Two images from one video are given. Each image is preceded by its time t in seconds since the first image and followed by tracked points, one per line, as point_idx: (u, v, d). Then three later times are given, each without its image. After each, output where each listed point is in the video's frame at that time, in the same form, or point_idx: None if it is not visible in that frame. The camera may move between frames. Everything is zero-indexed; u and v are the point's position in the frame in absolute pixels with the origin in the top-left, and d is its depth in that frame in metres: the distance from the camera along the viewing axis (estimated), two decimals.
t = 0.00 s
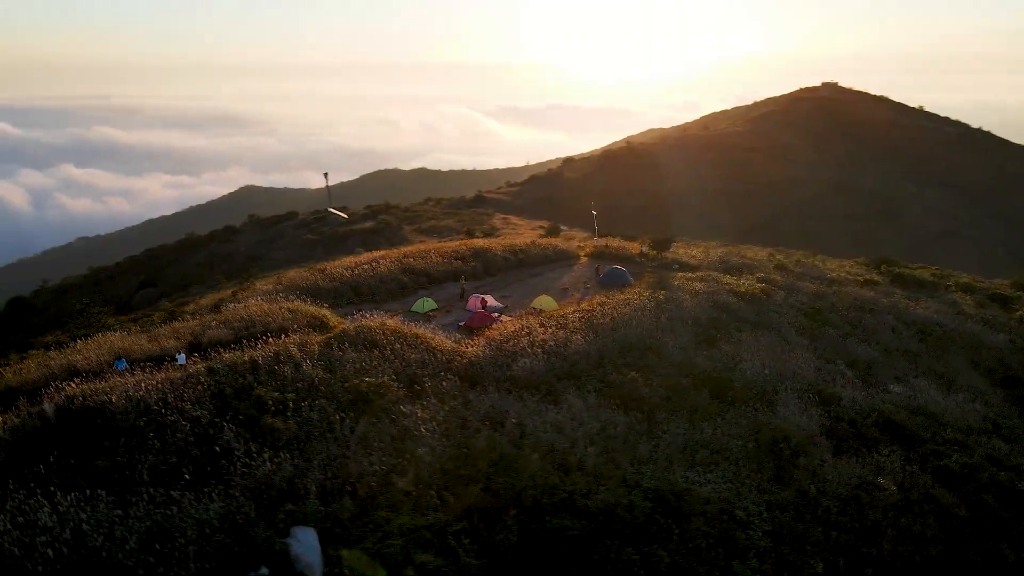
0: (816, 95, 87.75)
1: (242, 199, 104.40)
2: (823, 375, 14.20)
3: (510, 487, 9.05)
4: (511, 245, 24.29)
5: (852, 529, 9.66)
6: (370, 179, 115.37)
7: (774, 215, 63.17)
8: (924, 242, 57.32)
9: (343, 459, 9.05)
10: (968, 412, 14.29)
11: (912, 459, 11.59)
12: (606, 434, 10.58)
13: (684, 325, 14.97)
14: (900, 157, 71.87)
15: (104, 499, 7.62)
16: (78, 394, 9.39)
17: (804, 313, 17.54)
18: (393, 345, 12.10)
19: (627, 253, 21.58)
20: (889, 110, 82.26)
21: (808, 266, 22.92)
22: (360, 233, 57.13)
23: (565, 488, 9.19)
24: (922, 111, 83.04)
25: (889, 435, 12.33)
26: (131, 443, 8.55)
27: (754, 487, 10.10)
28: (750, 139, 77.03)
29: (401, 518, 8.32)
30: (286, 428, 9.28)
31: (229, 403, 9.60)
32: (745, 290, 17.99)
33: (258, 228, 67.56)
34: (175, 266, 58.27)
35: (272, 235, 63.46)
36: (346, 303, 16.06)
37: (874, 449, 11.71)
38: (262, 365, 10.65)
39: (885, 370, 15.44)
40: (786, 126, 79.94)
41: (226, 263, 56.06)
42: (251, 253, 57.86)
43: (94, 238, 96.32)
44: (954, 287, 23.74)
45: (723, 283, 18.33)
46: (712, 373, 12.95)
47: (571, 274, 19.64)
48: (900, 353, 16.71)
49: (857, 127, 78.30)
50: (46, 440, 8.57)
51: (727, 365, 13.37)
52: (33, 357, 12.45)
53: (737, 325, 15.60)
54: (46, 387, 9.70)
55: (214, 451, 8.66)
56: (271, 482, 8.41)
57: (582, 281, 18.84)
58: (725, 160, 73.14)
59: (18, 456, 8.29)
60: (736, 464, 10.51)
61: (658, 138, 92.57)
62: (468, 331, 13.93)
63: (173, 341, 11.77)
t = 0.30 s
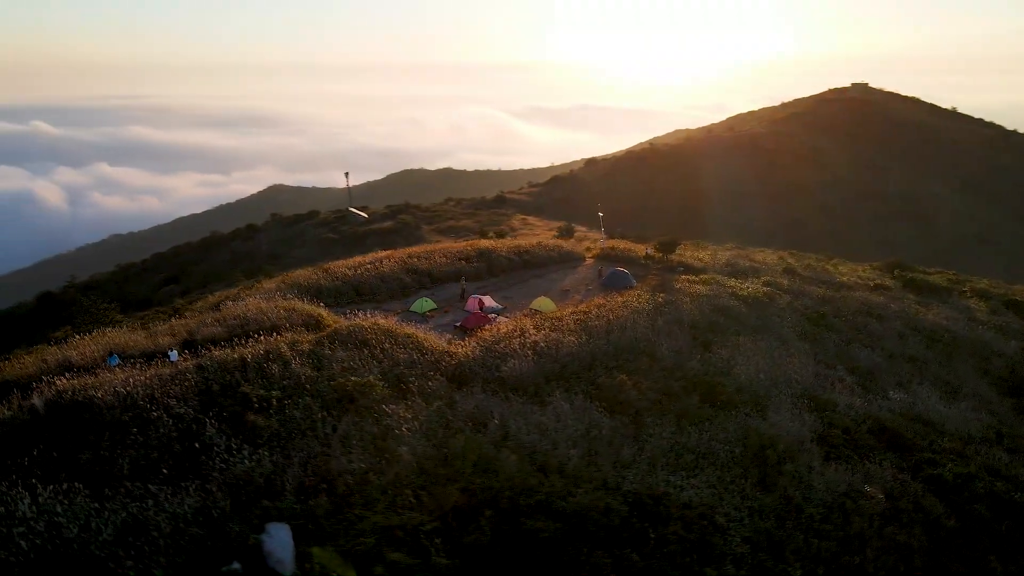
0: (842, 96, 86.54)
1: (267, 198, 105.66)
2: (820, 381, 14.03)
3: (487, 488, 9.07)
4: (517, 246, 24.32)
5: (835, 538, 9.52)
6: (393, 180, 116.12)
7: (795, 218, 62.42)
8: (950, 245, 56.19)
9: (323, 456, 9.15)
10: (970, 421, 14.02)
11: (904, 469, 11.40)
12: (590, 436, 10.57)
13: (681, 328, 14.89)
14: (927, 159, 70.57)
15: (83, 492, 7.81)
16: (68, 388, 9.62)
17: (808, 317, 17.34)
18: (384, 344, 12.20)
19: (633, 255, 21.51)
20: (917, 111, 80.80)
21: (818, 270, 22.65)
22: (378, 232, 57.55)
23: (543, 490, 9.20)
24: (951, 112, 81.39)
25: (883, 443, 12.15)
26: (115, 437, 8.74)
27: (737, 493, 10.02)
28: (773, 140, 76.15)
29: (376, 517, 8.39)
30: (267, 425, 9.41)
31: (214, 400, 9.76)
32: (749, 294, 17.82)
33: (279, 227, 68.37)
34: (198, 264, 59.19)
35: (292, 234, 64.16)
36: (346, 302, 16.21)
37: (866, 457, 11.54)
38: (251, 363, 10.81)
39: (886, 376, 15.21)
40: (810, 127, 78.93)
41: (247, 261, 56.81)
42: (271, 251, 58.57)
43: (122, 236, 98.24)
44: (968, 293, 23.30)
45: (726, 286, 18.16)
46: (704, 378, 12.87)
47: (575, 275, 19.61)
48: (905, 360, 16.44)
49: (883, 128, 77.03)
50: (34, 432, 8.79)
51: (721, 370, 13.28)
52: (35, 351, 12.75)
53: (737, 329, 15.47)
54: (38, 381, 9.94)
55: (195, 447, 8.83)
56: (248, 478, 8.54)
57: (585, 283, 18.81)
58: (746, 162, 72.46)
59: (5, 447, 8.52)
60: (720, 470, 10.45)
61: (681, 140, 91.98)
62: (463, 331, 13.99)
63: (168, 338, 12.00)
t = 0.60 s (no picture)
0: (869, 97, 85.20)
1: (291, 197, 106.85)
2: (818, 387, 13.85)
3: (464, 488, 9.11)
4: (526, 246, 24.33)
5: (819, 545, 9.37)
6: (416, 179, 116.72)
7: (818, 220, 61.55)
8: (978, 248, 54.92)
9: (303, 453, 9.27)
10: (973, 430, 13.72)
11: (896, 478, 11.22)
12: (574, 438, 10.56)
13: (678, 331, 14.78)
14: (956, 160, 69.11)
15: (63, 485, 8.03)
16: (60, 383, 9.87)
17: (812, 321, 17.10)
18: (375, 343, 12.32)
19: (638, 257, 21.39)
20: (946, 112, 79.17)
21: (828, 274, 22.34)
22: (397, 232, 57.90)
23: (521, 491, 9.22)
24: (982, 112, 79.57)
25: (877, 451, 11.95)
26: (100, 431, 8.96)
27: (720, 499, 9.94)
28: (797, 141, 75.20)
29: (350, 514, 8.48)
30: (251, 422, 9.56)
31: (201, 396, 9.93)
32: (752, 297, 17.64)
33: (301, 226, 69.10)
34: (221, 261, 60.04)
35: (313, 233, 64.81)
36: (347, 302, 16.36)
37: (857, 464, 11.38)
38: (241, 360, 10.98)
39: (888, 383, 14.96)
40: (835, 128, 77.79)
41: (267, 258, 57.51)
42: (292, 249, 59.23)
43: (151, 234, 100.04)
44: (985, 298, 22.79)
45: (730, 290, 18.00)
46: (696, 381, 12.78)
47: (578, 277, 19.57)
48: (910, 366, 16.13)
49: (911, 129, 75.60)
50: (22, 424, 9.05)
51: (715, 374, 13.17)
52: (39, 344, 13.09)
53: (736, 333, 15.32)
54: (33, 374, 10.20)
55: (177, 442, 9.01)
56: (227, 473, 8.69)
57: (588, 285, 18.76)
58: (769, 163, 71.64)
59: None
60: (704, 475, 10.37)
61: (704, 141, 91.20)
62: (458, 331, 14.05)
63: (164, 334, 12.24)
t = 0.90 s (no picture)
0: (894, 98, 83.87)
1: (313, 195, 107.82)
2: (816, 391, 13.68)
3: (445, 487, 9.15)
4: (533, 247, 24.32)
5: (802, 552, 9.27)
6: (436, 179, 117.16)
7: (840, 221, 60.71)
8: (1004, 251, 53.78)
9: (286, 450, 9.37)
10: (975, 437, 13.47)
11: (888, 485, 11.05)
12: (560, 439, 10.56)
13: (676, 333, 14.68)
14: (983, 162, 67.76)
15: (47, 478, 8.23)
16: (53, 377, 10.09)
17: (815, 325, 16.89)
18: (368, 342, 12.41)
19: (644, 258, 21.28)
20: (974, 112, 77.65)
21: (838, 278, 22.05)
22: (414, 232, 58.18)
23: (502, 491, 9.23)
24: (1011, 112, 77.93)
25: (872, 457, 11.78)
26: (87, 426, 9.14)
27: (705, 503, 9.88)
28: (819, 142, 74.27)
29: (329, 511, 8.55)
30: (237, 418, 9.68)
31: (190, 392, 10.09)
32: (755, 300, 17.47)
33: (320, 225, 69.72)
34: (241, 259, 60.79)
35: (332, 232, 65.35)
36: (348, 301, 16.49)
37: (850, 471, 11.23)
38: (232, 357, 11.13)
39: (890, 388, 14.74)
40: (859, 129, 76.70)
41: (286, 256, 58.09)
42: (310, 248, 59.75)
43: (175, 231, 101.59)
44: (1000, 304, 22.34)
45: (733, 292, 17.84)
46: (690, 384, 12.70)
47: (582, 278, 19.53)
48: (915, 371, 15.87)
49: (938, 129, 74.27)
50: (14, 418, 9.27)
51: (710, 377, 13.07)
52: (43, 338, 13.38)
53: (735, 336, 15.19)
54: (28, 368, 10.41)
55: (163, 437, 9.16)
56: (209, 468, 8.81)
57: (591, 286, 18.71)
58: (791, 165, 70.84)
59: None
60: (690, 479, 10.31)
61: (726, 142, 90.37)
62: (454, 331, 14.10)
63: (161, 331, 12.44)
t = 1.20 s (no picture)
0: (924, 98, 82.30)
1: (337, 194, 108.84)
2: (813, 396, 13.52)
3: (423, 486, 9.21)
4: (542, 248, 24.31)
5: (783, 559, 9.17)
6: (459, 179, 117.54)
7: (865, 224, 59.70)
8: None
9: (268, 445, 9.49)
10: (977, 445, 13.19)
11: (878, 492, 10.89)
12: (543, 440, 10.56)
13: (673, 336, 14.59)
14: (1015, 163, 66.17)
15: (32, 469, 8.45)
16: (48, 370, 10.34)
17: (819, 329, 16.66)
18: (360, 340, 12.53)
19: (650, 260, 21.16)
20: (1007, 113, 75.84)
21: (849, 282, 21.73)
22: (434, 231, 58.45)
23: (481, 491, 9.27)
24: None
25: (864, 464, 11.61)
26: (76, 418, 9.37)
27: (686, 508, 9.82)
28: (845, 143, 73.14)
29: (306, 507, 8.65)
30: (222, 414, 9.83)
31: (179, 388, 10.28)
32: (759, 303, 17.31)
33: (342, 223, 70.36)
34: (263, 256, 61.58)
35: (353, 230, 65.89)
36: (350, 300, 16.66)
37: (839, 477, 11.08)
38: (224, 353, 11.31)
39: (891, 394, 14.50)
40: (886, 130, 75.37)
41: (307, 254, 58.70)
42: (331, 246, 60.34)
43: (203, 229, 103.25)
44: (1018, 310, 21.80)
45: (737, 295, 17.67)
46: (682, 387, 12.63)
47: (586, 279, 19.49)
48: (920, 377, 15.58)
49: (969, 130, 72.66)
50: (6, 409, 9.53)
51: (703, 380, 12.98)
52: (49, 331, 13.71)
53: (734, 339, 15.05)
54: (24, 361, 10.67)
55: (149, 431, 9.35)
56: (191, 462, 8.96)
57: (594, 287, 18.67)
58: (815, 166, 69.87)
59: None
60: (673, 482, 10.25)
61: (750, 144, 89.41)
62: (449, 330, 14.17)
63: (159, 326, 12.68)
